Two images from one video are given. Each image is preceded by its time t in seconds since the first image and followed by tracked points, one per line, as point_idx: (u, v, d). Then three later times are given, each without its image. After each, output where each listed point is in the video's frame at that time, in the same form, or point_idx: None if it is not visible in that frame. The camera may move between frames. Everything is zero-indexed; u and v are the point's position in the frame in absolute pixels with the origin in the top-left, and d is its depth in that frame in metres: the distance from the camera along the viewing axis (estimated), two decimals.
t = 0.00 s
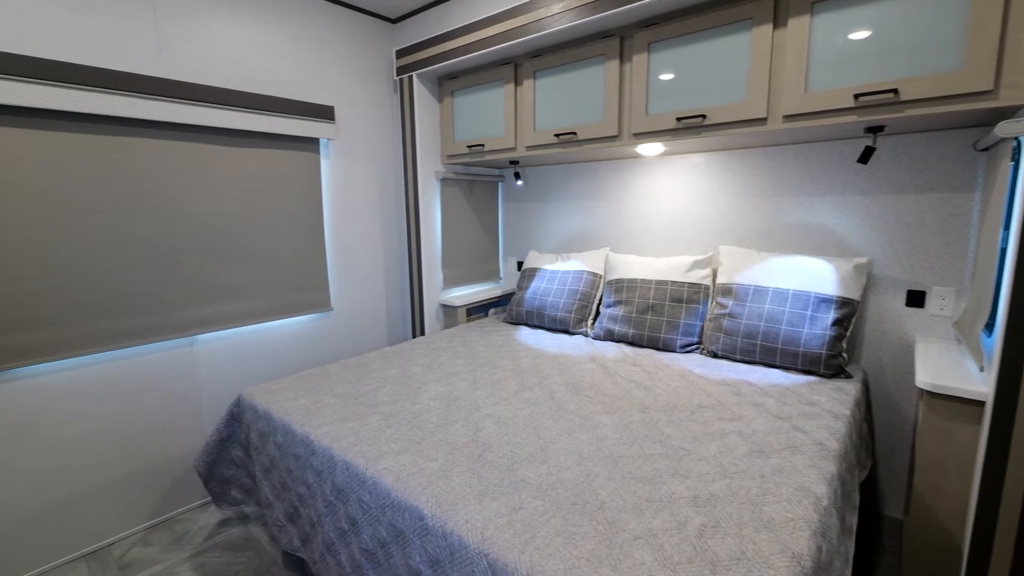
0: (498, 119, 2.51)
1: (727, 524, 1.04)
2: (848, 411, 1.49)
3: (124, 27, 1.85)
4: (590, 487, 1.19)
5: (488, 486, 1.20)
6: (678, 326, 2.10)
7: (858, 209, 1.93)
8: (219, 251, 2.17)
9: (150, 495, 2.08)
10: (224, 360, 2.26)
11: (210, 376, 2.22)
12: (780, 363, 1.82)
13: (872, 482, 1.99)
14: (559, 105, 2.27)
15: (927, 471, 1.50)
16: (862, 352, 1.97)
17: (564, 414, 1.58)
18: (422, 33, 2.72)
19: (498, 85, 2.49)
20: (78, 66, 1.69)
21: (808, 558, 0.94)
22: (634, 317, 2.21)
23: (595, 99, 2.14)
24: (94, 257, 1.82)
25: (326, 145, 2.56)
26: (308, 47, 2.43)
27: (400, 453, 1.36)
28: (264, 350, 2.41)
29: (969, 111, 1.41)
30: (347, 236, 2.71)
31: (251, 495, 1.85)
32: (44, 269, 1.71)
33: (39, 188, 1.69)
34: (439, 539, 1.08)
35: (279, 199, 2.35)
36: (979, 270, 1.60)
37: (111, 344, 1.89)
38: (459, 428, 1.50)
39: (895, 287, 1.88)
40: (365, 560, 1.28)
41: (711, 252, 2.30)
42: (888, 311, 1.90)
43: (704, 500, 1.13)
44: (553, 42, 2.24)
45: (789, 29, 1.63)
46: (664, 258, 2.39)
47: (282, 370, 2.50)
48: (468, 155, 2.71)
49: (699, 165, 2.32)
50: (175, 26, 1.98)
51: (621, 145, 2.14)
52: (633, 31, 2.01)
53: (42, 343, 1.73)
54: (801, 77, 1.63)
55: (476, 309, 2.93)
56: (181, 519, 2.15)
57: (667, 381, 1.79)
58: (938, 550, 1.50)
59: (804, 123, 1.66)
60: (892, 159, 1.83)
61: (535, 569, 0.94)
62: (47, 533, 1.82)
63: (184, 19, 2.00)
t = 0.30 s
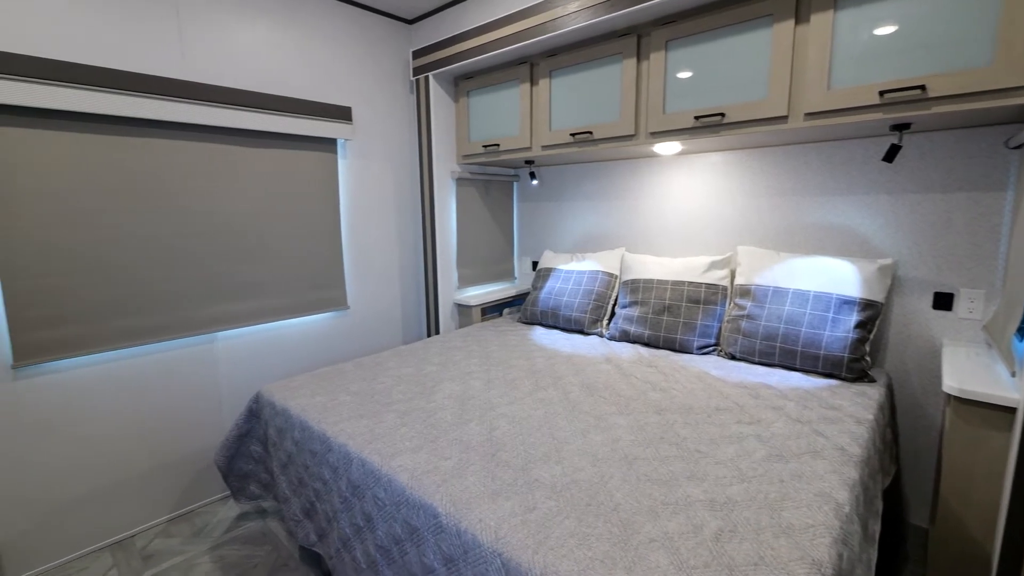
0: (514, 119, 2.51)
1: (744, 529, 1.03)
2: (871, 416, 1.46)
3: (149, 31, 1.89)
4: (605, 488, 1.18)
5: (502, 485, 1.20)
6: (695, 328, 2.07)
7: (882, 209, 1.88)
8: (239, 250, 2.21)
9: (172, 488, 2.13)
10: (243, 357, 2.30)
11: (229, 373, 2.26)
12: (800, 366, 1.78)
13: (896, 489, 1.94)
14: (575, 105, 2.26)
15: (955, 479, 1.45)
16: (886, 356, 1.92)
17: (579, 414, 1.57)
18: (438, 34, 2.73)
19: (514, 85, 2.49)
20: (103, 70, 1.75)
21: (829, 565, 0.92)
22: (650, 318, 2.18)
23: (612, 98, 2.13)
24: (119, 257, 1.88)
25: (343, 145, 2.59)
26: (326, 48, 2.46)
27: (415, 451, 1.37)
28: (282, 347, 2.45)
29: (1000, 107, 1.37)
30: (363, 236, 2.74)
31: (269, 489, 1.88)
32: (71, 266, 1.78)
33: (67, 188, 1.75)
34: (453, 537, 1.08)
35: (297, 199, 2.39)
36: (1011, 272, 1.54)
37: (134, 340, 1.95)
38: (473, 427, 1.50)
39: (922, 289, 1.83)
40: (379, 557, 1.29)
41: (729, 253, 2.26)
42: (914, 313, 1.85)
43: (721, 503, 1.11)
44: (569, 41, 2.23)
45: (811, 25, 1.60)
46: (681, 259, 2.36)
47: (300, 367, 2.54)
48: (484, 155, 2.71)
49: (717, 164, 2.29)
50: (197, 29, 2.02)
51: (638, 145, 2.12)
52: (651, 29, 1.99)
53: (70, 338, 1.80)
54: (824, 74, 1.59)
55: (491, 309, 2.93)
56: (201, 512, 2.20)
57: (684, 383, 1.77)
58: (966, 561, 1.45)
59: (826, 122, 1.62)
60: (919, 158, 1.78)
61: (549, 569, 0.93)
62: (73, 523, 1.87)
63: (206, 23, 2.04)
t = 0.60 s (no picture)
0: (531, 119, 2.51)
1: (764, 533, 1.01)
2: (897, 421, 1.42)
3: (174, 36, 1.95)
4: (622, 490, 1.17)
5: (518, 485, 1.20)
6: (714, 329, 2.05)
7: (910, 208, 1.83)
8: (260, 249, 2.26)
9: (195, 482, 2.18)
10: (263, 354, 2.35)
11: (250, 369, 2.31)
12: (823, 369, 1.74)
13: (923, 496, 1.89)
14: (593, 104, 2.25)
15: (986, 488, 1.40)
16: (913, 359, 1.87)
17: (595, 415, 1.56)
18: (455, 34, 2.75)
19: (530, 84, 2.49)
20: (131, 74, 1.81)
21: (852, 573, 0.90)
22: (668, 319, 2.16)
23: (629, 97, 2.11)
24: (144, 255, 1.93)
25: (362, 146, 2.62)
26: (345, 50, 2.49)
27: (431, 449, 1.38)
28: (301, 345, 2.49)
29: None
30: (381, 235, 2.76)
31: (288, 485, 1.90)
32: (100, 265, 1.83)
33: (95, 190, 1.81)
34: (469, 536, 1.09)
35: (316, 200, 2.43)
36: None
37: (160, 337, 2.00)
38: (489, 427, 1.50)
39: (951, 290, 1.78)
40: (396, 554, 1.30)
41: (750, 253, 2.23)
42: (942, 316, 1.80)
43: (740, 507, 1.09)
44: (586, 40, 2.22)
45: (835, 20, 1.56)
46: (700, 259, 2.33)
47: (319, 365, 2.57)
48: (500, 155, 2.72)
49: (737, 163, 2.26)
50: (220, 33, 2.07)
51: (656, 144, 2.10)
52: (669, 27, 1.97)
53: (99, 335, 1.86)
54: (849, 70, 1.56)
55: (507, 309, 2.93)
56: (223, 506, 2.24)
57: (702, 385, 1.75)
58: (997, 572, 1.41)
59: (851, 119, 1.59)
60: (948, 155, 1.73)
61: (565, 569, 0.93)
62: (101, 514, 1.93)
63: (229, 27, 2.09)
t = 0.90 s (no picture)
0: (549, 118, 2.51)
1: (785, 540, 0.99)
2: (925, 427, 1.38)
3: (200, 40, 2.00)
4: (639, 492, 1.16)
5: (535, 485, 1.20)
6: (734, 331, 2.02)
7: (940, 208, 1.78)
8: (281, 248, 2.30)
9: (216, 475, 2.23)
10: (284, 351, 2.39)
11: (270, 366, 2.35)
12: (847, 373, 1.70)
13: (952, 505, 1.83)
14: (611, 103, 2.24)
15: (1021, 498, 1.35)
16: (943, 364, 1.82)
17: (612, 416, 1.55)
18: (473, 35, 2.76)
19: (548, 84, 2.48)
20: (158, 78, 1.86)
21: None
22: (687, 320, 2.13)
23: (648, 96, 2.09)
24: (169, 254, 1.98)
25: (380, 146, 2.65)
26: (365, 52, 2.52)
27: (447, 448, 1.39)
28: (320, 343, 2.52)
29: None
30: (398, 235, 2.78)
31: (307, 481, 1.93)
32: (128, 263, 1.89)
33: (123, 190, 1.86)
34: (485, 535, 1.09)
35: (335, 199, 2.46)
36: None
37: (184, 333, 2.05)
38: (505, 426, 1.50)
39: (983, 293, 1.72)
40: (412, 551, 1.31)
41: (772, 254, 2.19)
42: (974, 319, 1.74)
43: (761, 512, 1.08)
44: (605, 39, 2.21)
45: (862, 15, 1.53)
46: (720, 260, 2.30)
47: (337, 363, 2.61)
48: (518, 155, 2.72)
49: (759, 162, 2.22)
50: (244, 37, 2.12)
51: (676, 143, 2.07)
52: (690, 24, 1.95)
53: (126, 331, 1.91)
54: (875, 67, 1.52)
55: (523, 309, 2.93)
56: (243, 500, 2.29)
57: (721, 388, 1.72)
58: None
59: (877, 117, 1.55)
60: (981, 154, 1.68)
61: (581, 570, 0.93)
62: (129, 505, 1.99)
63: (252, 30, 2.13)
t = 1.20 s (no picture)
0: (567, 118, 2.50)
1: (807, 547, 0.97)
2: (954, 435, 1.34)
3: (224, 43, 2.04)
4: (656, 495, 1.15)
5: (550, 485, 1.20)
6: (754, 333, 1.98)
7: (971, 209, 1.72)
8: (301, 247, 2.34)
9: (237, 469, 2.27)
10: (303, 348, 2.43)
11: (290, 363, 2.39)
12: (873, 378, 1.66)
13: (982, 515, 1.77)
14: (630, 103, 2.22)
15: None
16: (974, 370, 1.76)
17: (629, 418, 1.54)
18: (492, 35, 2.76)
19: (567, 83, 2.47)
20: (184, 80, 1.91)
21: None
22: (706, 322, 2.11)
23: (669, 94, 2.07)
24: (193, 252, 2.03)
25: (399, 146, 2.67)
26: (384, 53, 2.55)
27: (463, 446, 1.39)
28: (339, 340, 2.55)
29: None
30: (416, 234, 2.80)
31: (325, 476, 1.96)
32: (155, 261, 1.94)
33: (149, 188, 1.90)
34: (501, 534, 1.09)
35: (354, 199, 2.49)
36: None
37: (207, 330, 2.10)
38: (521, 426, 1.50)
39: (1017, 297, 1.66)
40: (428, 548, 1.32)
41: (794, 255, 2.15)
42: (1008, 324, 1.68)
43: (781, 518, 1.06)
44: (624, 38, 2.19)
45: (891, 11, 1.48)
46: (740, 261, 2.26)
47: (355, 360, 2.64)
48: (535, 155, 2.71)
49: (782, 162, 2.18)
50: (267, 40, 2.16)
51: (696, 143, 2.05)
52: (711, 22, 1.92)
53: (152, 326, 1.97)
54: (905, 64, 1.48)
55: (540, 309, 2.93)
56: (263, 494, 2.33)
57: (741, 391, 1.69)
58: None
59: (906, 115, 1.51)
60: (1016, 153, 1.62)
61: (597, 572, 0.92)
62: (154, 496, 2.05)
63: (275, 32, 2.17)
